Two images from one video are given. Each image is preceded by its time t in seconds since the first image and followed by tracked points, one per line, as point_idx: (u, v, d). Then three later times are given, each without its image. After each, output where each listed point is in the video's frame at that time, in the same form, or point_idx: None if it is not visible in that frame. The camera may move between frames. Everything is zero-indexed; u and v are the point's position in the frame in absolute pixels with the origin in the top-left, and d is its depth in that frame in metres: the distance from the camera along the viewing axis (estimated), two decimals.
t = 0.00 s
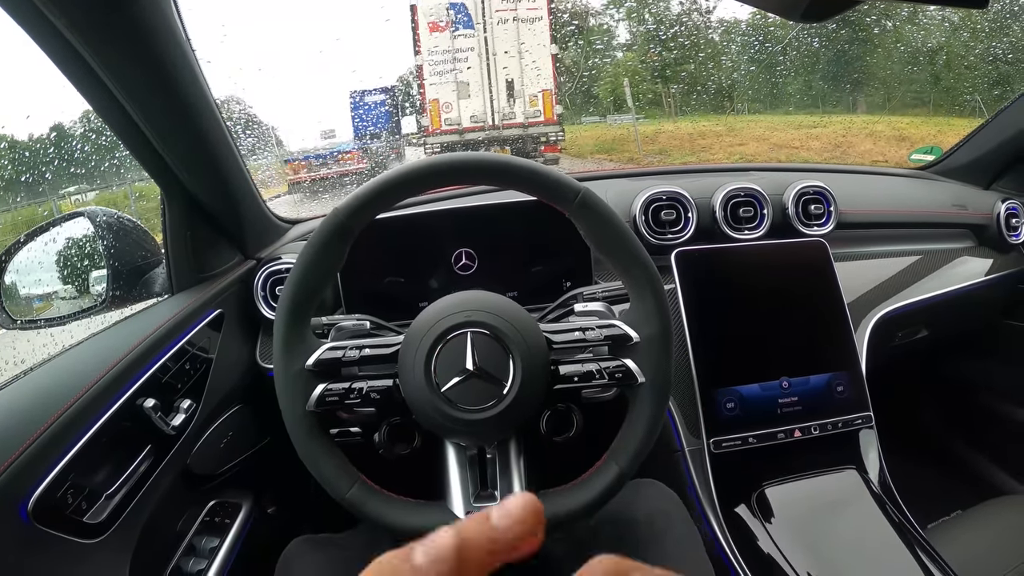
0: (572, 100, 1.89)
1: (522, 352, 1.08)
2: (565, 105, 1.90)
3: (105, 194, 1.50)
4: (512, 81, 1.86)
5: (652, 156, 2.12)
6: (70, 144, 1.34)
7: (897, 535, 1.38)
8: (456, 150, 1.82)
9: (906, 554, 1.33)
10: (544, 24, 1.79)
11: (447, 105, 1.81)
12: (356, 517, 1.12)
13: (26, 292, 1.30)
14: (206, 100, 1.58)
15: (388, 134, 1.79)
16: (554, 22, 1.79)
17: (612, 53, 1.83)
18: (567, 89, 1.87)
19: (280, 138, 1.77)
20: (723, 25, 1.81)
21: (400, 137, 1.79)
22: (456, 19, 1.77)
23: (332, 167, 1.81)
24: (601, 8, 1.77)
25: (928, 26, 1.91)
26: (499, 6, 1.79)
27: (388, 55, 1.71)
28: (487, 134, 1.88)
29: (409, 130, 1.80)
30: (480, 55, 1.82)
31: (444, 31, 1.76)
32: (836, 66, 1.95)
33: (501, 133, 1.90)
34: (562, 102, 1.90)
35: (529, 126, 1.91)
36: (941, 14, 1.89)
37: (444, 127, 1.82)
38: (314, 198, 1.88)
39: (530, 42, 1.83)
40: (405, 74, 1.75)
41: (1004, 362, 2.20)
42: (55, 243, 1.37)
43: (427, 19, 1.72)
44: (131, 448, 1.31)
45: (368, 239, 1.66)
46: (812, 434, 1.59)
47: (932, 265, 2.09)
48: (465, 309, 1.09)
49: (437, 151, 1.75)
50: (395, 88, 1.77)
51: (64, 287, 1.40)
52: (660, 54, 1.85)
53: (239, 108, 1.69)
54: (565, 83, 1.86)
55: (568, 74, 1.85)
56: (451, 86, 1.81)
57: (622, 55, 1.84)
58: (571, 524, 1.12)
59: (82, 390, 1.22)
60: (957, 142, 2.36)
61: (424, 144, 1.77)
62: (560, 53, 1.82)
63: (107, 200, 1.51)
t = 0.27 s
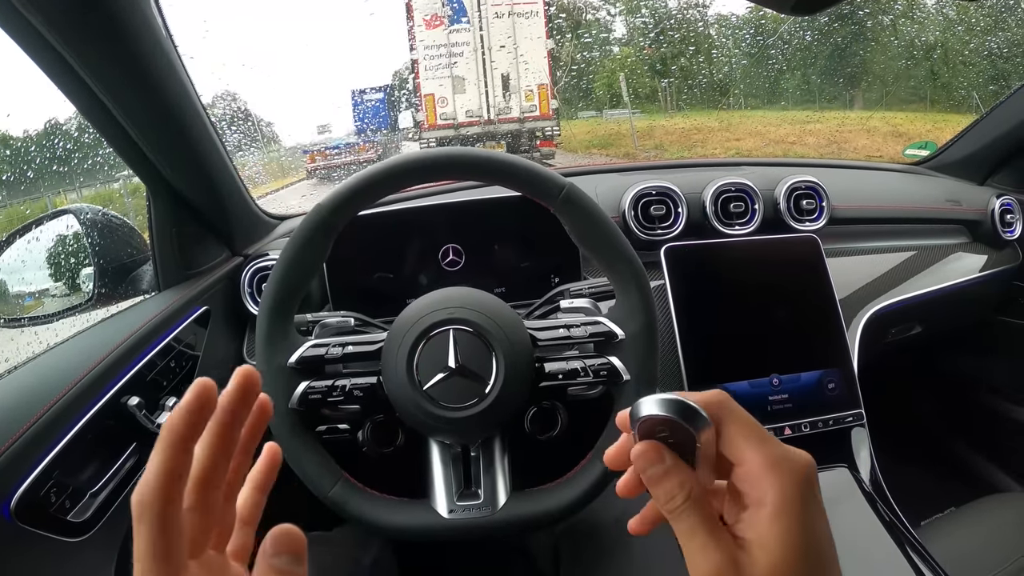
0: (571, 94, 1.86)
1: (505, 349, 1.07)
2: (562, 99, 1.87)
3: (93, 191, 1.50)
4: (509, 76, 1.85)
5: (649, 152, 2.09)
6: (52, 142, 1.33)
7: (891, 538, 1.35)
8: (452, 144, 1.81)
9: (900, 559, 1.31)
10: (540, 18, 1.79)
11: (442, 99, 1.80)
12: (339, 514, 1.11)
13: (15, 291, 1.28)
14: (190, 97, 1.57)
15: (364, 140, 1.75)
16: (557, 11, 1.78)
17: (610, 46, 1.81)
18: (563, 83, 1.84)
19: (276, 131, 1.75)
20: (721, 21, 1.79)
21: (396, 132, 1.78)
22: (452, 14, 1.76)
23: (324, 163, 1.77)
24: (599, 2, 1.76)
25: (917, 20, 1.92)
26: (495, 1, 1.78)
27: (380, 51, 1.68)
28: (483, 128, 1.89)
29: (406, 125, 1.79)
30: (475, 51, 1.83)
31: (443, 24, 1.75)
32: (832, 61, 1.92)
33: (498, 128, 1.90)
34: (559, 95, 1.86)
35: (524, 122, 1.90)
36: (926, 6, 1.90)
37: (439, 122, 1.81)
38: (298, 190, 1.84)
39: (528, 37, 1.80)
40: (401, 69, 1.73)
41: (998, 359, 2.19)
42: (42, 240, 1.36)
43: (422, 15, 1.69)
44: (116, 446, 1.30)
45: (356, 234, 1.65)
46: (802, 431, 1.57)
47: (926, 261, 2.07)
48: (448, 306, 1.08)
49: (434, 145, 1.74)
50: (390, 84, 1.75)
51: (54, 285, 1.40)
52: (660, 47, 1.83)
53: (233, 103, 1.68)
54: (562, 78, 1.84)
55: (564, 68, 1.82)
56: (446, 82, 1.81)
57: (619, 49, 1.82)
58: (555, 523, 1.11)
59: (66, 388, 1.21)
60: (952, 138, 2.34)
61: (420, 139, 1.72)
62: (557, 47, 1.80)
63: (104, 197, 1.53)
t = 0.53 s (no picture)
0: (569, 91, 1.85)
1: (504, 345, 1.06)
2: (560, 96, 1.86)
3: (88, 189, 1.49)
4: (505, 73, 1.87)
5: (647, 149, 2.08)
6: (49, 140, 1.32)
7: (889, 532, 1.35)
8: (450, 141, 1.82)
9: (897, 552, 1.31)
10: (537, 15, 1.80)
11: (439, 97, 1.79)
12: (338, 512, 1.11)
13: (12, 289, 1.27)
14: (189, 94, 1.56)
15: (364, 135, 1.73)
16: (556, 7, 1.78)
17: (608, 43, 1.81)
18: (562, 80, 1.84)
19: (273, 131, 1.74)
20: (720, 18, 1.81)
21: (392, 129, 1.73)
22: (450, 11, 1.76)
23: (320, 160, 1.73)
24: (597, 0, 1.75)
25: (916, 17, 1.93)
26: None
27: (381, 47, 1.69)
28: (480, 125, 1.88)
29: (403, 122, 1.74)
30: (472, 47, 1.84)
31: (441, 20, 1.75)
32: (832, 57, 1.92)
33: (494, 126, 1.89)
34: (556, 92, 1.85)
35: (522, 119, 1.89)
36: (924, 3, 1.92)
37: (437, 119, 1.80)
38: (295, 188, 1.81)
39: (524, 34, 1.81)
40: (398, 66, 1.74)
41: (995, 355, 2.19)
42: (38, 239, 1.36)
43: (420, 11, 1.71)
44: (114, 444, 1.30)
45: (354, 231, 1.64)
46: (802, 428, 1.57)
47: (926, 257, 2.07)
48: (446, 302, 1.07)
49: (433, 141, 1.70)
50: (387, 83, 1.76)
51: (51, 283, 1.39)
52: (659, 44, 1.82)
53: (231, 100, 1.66)
54: (559, 75, 1.83)
55: (563, 66, 1.82)
56: (443, 79, 1.81)
57: (616, 47, 1.82)
58: (555, 519, 1.11)
59: (64, 386, 1.21)
60: (949, 134, 2.34)
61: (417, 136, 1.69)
62: (554, 44, 1.80)
63: (100, 195, 1.52)
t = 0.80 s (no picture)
0: (566, 90, 1.85)
1: (500, 344, 1.05)
2: (557, 96, 1.86)
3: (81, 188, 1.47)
4: (503, 72, 1.85)
5: (643, 148, 2.07)
6: (41, 136, 1.31)
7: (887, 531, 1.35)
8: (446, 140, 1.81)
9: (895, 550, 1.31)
10: (535, 16, 1.79)
11: (436, 96, 1.78)
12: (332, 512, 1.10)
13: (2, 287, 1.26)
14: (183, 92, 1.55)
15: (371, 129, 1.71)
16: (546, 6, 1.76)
17: (604, 42, 1.80)
18: (558, 79, 1.83)
19: (270, 130, 1.74)
20: (716, 16, 1.82)
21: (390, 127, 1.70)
22: (446, 11, 1.77)
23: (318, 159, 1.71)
24: None
25: (917, 15, 1.92)
26: None
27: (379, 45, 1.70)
28: (477, 125, 1.87)
29: (401, 122, 1.72)
30: (469, 46, 1.82)
31: (437, 20, 1.75)
32: (831, 55, 1.92)
33: (492, 124, 1.87)
34: (553, 92, 1.85)
35: (519, 117, 1.87)
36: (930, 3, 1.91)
37: (434, 118, 1.78)
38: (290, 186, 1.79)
39: (520, 31, 1.81)
40: (395, 66, 1.74)
41: (994, 354, 2.19)
42: (30, 236, 1.34)
43: (417, 8, 1.71)
44: (106, 443, 1.28)
45: (349, 228, 1.63)
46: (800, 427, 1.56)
47: (924, 255, 2.07)
48: (441, 300, 1.06)
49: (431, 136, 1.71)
50: (384, 83, 1.76)
51: (46, 282, 1.38)
52: (656, 44, 1.81)
53: (228, 99, 1.65)
54: (556, 74, 1.83)
55: (559, 65, 1.82)
56: (440, 78, 1.80)
57: (613, 46, 1.81)
58: (553, 519, 1.10)
59: (55, 384, 1.19)
60: (948, 133, 2.34)
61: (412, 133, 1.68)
62: (551, 44, 1.80)
63: (95, 193, 1.51)
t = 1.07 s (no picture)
0: (566, 91, 1.85)
1: (503, 347, 1.05)
2: (556, 99, 1.87)
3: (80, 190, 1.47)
4: (503, 74, 1.87)
5: (642, 150, 2.06)
6: (40, 138, 1.30)
7: (890, 531, 1.35)
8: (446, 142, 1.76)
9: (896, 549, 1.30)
10: (534, 17, 1.79)
11: (436, 97, 1.77)
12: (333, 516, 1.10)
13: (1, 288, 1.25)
14: (183, 94, 1.55)
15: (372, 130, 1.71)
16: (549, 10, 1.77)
17: (603, 44, 1.80)
18: (557, 80, 1.84)
19: (269, 131, 1.73)
20: (716, 19, 1.81)
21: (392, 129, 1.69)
22: (447, 14, 1.77)
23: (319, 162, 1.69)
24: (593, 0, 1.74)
25: (918, 17, 1.92)
26: None
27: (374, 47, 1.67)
28: (477, 126, 1.83)
29: (401, 123, 1.72)
30: (469, 48, 1.82)
31: (437, 22, 1.75)
32: (830, 58, 1.93)
33: (492, 126, 1.84)
34: (553, 93, 1.86)
35: (519, 119, 1.85)
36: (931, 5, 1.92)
37: (433, 120, 1.76)
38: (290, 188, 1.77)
39: (520, 32, 1.81)
40: (394, 67, 1.73)
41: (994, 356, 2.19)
42: (30, 238, 1.33)
43: (417, 11, 1.71)
44: (106, 446, 1.28)
45: (349, 231, 1.62)
46: (802, 429, 1.57)
47: (924, 257, 2.07)
48: (443, 303, 1.06)
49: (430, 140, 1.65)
50: (383, 83, 1.76)
51: (45, 283, 1.38)
52: (657, 46, 1.81)
53: (226, 102, 1.65)
54: (556, 75, 1.84)
55: (558, 66, 1.82)
56: (440, 80, 1.80)
57: (612, 48, 1.81)
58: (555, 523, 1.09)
59: (55, 388, 1.19)
60: (948, 135, 2.34)
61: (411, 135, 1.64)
62: (550, 45, 1.81)
63: (95, 195, 1.51)
